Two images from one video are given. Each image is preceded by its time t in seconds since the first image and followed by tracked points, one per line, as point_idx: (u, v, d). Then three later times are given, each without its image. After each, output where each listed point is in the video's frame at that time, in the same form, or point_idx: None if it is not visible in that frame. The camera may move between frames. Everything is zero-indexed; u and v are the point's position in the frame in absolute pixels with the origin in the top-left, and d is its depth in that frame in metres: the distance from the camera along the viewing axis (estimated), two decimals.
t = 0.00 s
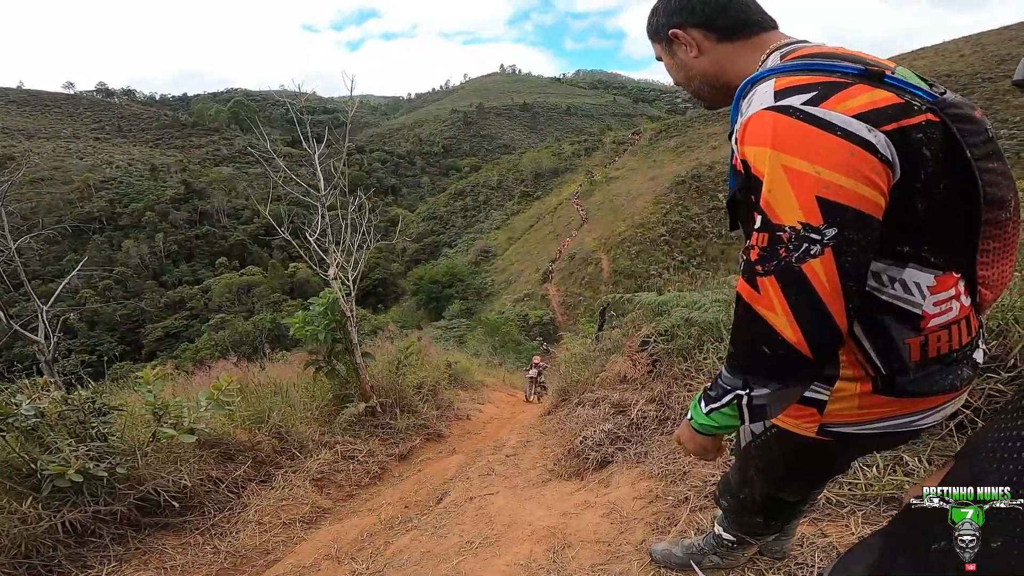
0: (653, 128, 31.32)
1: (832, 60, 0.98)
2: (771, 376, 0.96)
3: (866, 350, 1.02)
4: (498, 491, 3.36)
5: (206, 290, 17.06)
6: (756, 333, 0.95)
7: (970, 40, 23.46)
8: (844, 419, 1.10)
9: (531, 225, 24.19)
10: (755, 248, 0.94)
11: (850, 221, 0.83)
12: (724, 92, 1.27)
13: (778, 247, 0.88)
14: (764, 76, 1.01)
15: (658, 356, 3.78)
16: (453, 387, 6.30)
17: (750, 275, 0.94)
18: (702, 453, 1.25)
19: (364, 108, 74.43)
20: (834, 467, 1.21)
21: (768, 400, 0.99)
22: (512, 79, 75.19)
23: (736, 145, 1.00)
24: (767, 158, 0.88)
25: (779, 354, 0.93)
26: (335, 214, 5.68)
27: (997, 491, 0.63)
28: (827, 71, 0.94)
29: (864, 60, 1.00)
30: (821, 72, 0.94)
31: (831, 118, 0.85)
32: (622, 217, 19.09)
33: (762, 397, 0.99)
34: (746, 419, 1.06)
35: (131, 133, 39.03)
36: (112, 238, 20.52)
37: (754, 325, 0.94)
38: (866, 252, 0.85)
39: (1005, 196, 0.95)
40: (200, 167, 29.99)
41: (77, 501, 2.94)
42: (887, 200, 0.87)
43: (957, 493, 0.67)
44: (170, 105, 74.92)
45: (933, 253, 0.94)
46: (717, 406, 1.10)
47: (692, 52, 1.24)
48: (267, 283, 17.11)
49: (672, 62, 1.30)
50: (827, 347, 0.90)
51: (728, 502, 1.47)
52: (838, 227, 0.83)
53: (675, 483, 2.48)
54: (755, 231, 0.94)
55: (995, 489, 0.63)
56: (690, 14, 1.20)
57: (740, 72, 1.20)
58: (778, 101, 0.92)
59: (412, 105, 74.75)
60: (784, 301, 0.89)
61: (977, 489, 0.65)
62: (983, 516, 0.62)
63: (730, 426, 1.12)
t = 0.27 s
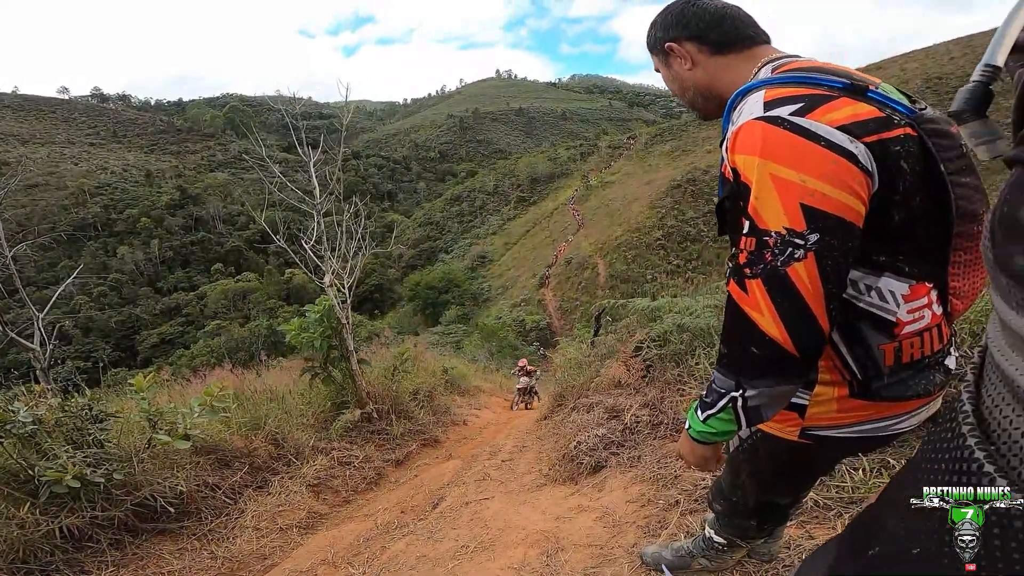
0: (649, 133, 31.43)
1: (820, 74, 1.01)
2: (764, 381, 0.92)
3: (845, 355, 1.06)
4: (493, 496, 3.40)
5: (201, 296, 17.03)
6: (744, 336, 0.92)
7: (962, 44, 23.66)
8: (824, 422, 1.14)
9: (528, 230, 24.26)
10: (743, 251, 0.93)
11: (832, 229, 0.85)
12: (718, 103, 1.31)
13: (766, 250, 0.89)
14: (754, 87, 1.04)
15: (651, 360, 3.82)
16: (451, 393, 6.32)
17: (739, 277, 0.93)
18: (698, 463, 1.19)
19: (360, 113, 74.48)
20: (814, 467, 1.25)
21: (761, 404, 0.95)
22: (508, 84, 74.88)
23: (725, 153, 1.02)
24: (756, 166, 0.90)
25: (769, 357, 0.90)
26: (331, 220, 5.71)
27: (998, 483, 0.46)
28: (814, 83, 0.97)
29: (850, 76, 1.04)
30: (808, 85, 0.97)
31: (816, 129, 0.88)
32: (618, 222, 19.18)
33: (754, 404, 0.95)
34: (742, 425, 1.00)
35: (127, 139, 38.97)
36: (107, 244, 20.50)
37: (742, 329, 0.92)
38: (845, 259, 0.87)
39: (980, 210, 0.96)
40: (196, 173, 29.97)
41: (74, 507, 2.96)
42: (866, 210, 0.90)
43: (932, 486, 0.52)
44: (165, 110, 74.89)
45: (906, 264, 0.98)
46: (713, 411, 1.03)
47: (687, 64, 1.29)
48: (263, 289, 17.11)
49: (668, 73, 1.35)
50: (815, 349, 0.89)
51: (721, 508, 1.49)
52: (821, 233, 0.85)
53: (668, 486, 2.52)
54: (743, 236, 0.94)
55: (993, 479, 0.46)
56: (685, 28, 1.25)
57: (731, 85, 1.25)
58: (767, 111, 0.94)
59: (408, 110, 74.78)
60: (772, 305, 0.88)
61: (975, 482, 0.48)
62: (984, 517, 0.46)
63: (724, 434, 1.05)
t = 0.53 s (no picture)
0: (644, 138, 31.55)
1: (808, 85, 1.05)
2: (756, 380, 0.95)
3: (828, 359, 1.10)
4: (489, 501, 3.43)
5: (196, 303, 17.00)
6: (734, 338, 0.95)
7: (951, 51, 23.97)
8: (807, 426, 1.19)
9: (524, 236, 24.33)
10: (733, 256, 0.97)
11: (817, 234, 0.89)
12: (710, 113, 1.35)
13: (755, 255, 0.92)
14: (744, 98, 1.08)
15: (646, 366, 3.85)
16: (447, 399, 6.35)
17: (729, 281, 0.96)
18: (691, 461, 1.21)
19: (356, 120, 74.55)
20: (797, 472, 1.28)
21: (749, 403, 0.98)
22: (504, 90, 74.83)
23: (717, 161, 1.06)
24: (746, 173, 0.93)
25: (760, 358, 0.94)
26: (327, 228, 5.74)
27: (991, 480, 0.36)
28: (802, 94, 1.01)
29: (837, 88, 1.08)
30: (798, 95, 1.01)
31: (805, 139, 0.92)
32: (614, 227, 19.26)
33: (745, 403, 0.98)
34: (733, 425, 1.02)
35: (121, 145, 38.88)
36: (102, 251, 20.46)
37: (732, 331, 0.95)
38: (830, 266, 0.91)
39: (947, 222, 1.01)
40: (191, 179, 29.93)
41: (71, 513, 2.97)
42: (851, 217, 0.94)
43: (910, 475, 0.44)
44: (160, 116, 74.89)
45: (887, 272, 1.02)
46: (705, 412, 1.05)
47: (681, 75, 1.33)
48: (259, 296, 17.07)
49: (663, 84, 1.39)
50: (801, 350, 0.92)
51: (715, 511, 1.51)
52: (808, 239, 0.89)
53: (661, 490, 2.55)
54: (732, 242, 0.98)
55: (990, 478, 0.37)
56: (679, 40, 1.29)
57: (723, 97, 1.29)
58: (757, 120, 0.98)
59: (404, 116, 74.78)
60: (761, 307, 0.91)
61: (979, 478, 0.37)
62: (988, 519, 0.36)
63: (716, 435, 1.07)
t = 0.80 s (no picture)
0: (640, 142, 31.63)
1: (783, 97, 1.10)
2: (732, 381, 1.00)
3: (802, 362, 1.15)
4: (485, 505, 3.45)
5: (191, 309, 16.95)
6: (711, 340, 0.99)
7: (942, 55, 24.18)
8: (786, 427, 1.23)
9: (520, 241, 24.38)
10: (708, 262, 1.01)
11: (787, 242, 0.94)
12: (693, 123, 1.40)
13: (729, 262, 0.96)
14: (723, 109, 1.12)
15: (640, 370, 3.89)
16: (444, 405, 6.36)
17: (706, 286, 1.00)
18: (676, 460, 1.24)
19: (351, 125, 74.51)
20: (778, 473, 1.33)
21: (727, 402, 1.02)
22: (500, 94, 74.81)
23: (696, 169, 1.10)
24: (721, 182, 0.98)
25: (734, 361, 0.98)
26: (323, 234, 5.76)
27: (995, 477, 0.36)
28: (775, 106, 1.06)
29: (811, 98, 1.13)
30: (772, 106, 1.06)
31: (776, 149, 0.96)
32: (610, 232, 19.32)
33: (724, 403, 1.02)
34: (710, 425, 1.06)
35: (115, 151, 38.75)
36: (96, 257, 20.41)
37: (707, 334, 1.00)
38: (801, 273, 0.96)
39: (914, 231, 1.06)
40: (186, 185, 29.87)
41: (67, 518, 2.98)
42: (820, 225, 0.98)
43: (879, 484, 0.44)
44: (154, 121, 74.82)
45: (856, 278, 1.07)
46: (684, 412, 1.08)
47: (665, 87, 1.38)
48: (254, 302, 17.03)
49: (649, 95, 1.44)
50: (772, 353, 0.97)
51: (703, 511, 1.54)
52: (777, 247, 0.94)
53: (654, 492, 2.59)
54: (709, 249, 1.02)
55: (993, 472, 0.37)
56: (664, 53, 1.34)
57: (704, 108, 1.34)
58: (734, 131, 1.02)
59: (399, 121, 74.77)
60: (735, 312, 0.95)
61: (974, 479, 0.37)
62: (988, 516, 0.36)
63: (695, 435, 1.11)
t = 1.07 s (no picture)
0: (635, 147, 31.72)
1: (765, 111, 1.13)
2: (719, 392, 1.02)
3: (788, 372, 1.17)
4: (483, 511, 3.47)
5: (185, 316, 16.90)
6: (696, 352, 1.03)
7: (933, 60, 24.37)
8: (777, 435, 1.26)
9: (516, 246, 24.42)
10: (693, 276, 1.04)
11: (768, 256, 0.97)
12: (679, 138, 1.44)
13: (713, 276, 0.99)
14: (707, 123, 1.15)
15: (636, 376, 3.91)
16: (441, 411, 6.37)
17: (690, 301, 1.03)
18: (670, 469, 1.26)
19: (346, 130, 74.53)
20: (771, 480, 1.35)
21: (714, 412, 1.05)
22: (494, 100, 74.79)
23: (681, 185, 1.13)
24: (703, 199, 1.01)
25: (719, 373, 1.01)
26: (318, 241, 5.76)
27: (991, 481, 0.37)
28: (757, 120, 1.09)
29: (791, 112, 1.17)
30: (754, 120, 1.09)
31: (756, 165, 1.00)
32: (605, 237, 19.37)
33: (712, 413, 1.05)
34: (699, 434, 1.09)
35: (110, 158, 38.62)
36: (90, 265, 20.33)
37: (693, 347, 1.03)
38: (782, 286, 1.00)
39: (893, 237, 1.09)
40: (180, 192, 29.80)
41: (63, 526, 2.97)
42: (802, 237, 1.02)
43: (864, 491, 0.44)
44: (149, 128, 74.76)
45: (841, 288, 1.10)
46: (673, 422, 1.11)
47: (652, 103, 1.42)
48: (249, 309, 16.97)
49: (637, 110, 1.48)
50: (756, 363, 1.00)
51: (696, 516, 1.57)
52: (759, 262, 0.97)
53: (650, 497, 2.62)
54: (694, 263, 1.05)
55: (986, 476, 0.37)
56: (650, 70, 1.38)
57: (689, 123, 1.38)
58: (716, 147, 1.05)
59: (395, 127, 74.81)
60: (720, 325, 0.98)
61: (969, 481, 0.38)
62: (990, 518, 0.37)
63: (686, 443, 1.14)
